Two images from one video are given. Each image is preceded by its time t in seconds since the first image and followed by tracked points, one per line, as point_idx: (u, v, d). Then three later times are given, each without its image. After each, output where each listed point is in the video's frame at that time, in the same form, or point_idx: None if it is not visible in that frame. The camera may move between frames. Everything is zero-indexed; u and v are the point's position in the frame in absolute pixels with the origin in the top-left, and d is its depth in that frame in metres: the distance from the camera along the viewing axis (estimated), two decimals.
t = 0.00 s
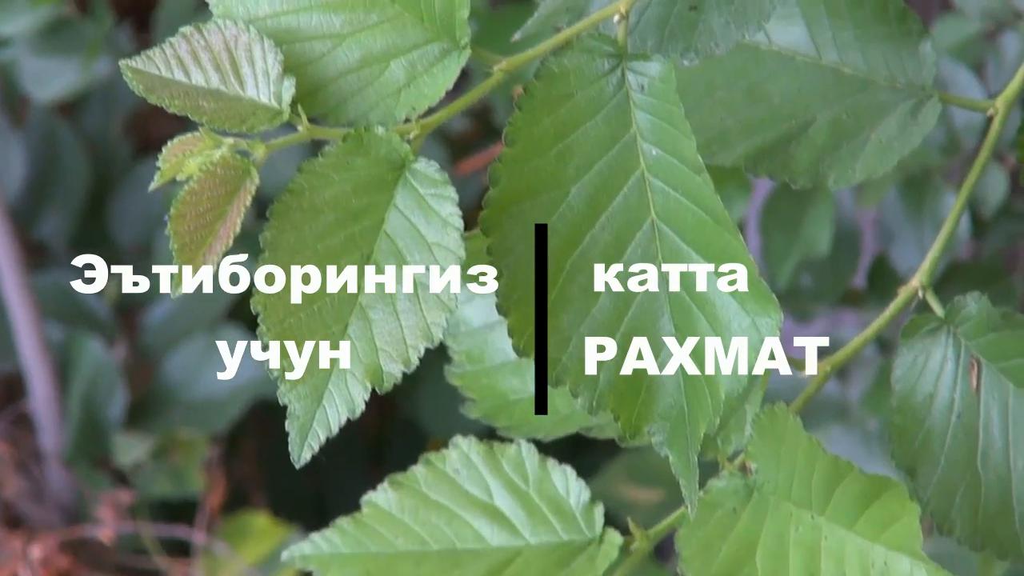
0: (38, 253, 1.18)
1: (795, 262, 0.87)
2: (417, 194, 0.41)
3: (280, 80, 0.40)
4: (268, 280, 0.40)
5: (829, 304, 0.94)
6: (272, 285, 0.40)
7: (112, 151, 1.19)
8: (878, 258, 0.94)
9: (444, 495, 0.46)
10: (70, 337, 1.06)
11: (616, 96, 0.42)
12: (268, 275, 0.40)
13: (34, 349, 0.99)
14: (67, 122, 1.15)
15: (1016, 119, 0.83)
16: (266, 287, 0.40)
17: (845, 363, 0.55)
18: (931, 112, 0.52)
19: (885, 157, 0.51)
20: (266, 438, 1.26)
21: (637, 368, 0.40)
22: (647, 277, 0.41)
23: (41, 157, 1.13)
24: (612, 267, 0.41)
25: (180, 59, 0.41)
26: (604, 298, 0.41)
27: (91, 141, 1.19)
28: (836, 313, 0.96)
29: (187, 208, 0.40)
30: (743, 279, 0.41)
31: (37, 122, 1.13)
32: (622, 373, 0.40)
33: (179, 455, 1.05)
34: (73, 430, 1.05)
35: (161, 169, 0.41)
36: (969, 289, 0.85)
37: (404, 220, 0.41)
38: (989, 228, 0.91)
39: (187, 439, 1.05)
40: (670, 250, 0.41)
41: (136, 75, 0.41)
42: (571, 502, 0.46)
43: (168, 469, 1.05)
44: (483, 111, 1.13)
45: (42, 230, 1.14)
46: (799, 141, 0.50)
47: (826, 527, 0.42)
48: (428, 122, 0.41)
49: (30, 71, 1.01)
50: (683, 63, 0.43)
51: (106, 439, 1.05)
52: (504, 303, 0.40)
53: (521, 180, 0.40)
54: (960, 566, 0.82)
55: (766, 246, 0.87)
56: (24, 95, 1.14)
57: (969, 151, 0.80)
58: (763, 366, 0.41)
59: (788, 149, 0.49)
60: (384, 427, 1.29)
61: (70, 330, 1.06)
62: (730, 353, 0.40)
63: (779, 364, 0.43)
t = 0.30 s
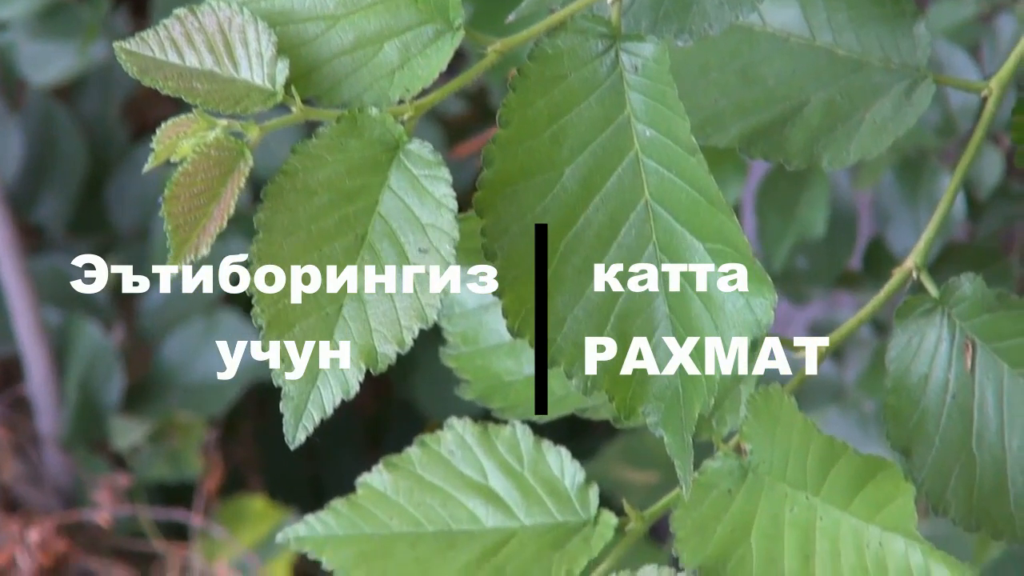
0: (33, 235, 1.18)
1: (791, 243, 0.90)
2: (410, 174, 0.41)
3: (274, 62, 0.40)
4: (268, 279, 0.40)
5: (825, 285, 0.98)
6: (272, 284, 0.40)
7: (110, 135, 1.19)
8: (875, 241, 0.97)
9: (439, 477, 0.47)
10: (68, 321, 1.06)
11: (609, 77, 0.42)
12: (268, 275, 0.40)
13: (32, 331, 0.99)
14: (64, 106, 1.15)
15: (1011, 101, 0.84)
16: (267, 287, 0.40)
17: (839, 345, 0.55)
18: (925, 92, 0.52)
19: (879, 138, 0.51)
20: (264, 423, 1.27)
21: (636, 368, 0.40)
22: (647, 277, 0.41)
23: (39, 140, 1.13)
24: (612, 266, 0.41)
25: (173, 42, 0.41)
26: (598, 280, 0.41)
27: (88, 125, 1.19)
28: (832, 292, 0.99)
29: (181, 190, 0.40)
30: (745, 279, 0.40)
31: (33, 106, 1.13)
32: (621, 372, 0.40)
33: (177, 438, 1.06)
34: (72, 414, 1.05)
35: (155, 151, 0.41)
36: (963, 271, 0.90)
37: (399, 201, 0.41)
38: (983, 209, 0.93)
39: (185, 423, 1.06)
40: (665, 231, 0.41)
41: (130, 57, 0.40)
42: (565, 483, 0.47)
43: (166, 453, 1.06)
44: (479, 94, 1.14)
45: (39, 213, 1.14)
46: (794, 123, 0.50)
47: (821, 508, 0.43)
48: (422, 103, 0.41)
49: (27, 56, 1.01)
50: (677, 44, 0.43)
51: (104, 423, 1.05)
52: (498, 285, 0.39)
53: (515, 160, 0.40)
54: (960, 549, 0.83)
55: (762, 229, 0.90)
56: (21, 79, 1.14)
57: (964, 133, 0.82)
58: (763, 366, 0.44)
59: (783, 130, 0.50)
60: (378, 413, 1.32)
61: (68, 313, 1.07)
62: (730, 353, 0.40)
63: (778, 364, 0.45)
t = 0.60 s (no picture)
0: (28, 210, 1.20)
1: (786, 216, 0.91)
2: (404, 146, 0.41)
3: (267, 32, 0.41)
4: (274, 279, 0.39)
5: (821, 259, 1.00)
6: (279, 284, 0.39)
7: (106, 110, 1.19)
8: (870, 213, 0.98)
9: (432, 449, 0.48)
10: (63, 297, 1.09)
11: (602, 48, 0.42)
12: (274, 274, 0.39)
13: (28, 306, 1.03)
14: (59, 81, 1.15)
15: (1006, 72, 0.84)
16: (273, 287, 0.39)
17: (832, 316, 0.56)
18: (918, 64, 0.52)
19: (875, 108, 0.51)
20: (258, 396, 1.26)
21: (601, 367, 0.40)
22: (622, 277, 0.40)
23: (34, 114, 1.14)
24: (586, 267, 0.40)
25: (165, 12, 0.41)
26: (591, 251, 0.40)
27: (85, 101, 1.19)
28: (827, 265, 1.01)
29: (173, 160, 0.40)
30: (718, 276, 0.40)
31: (28, 80, 1.13)
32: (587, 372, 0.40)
33: (173, 415, 1.07)
34: (68, 388, 1.08)
35: (148, 122, 0.41)
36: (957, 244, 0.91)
37: (392, 173, 0.41)
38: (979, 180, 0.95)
39: (181, 398, 1.07)
40: (658, 203, 0.41)
41: (121, 28, 0.40)
42: (560, 455, 0.48)
43: (163, 428, 1.07)
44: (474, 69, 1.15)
45: (37, 188, 1.17)
46: (787, 94, 0.50)
47: (814, 478, 0.45)
48: (415, 74, 0.41)
49: (22, 31, 1.02)
50: (670, 14, 0.43)
51: (100, 397, 1.08)
52: (492, 256, 0.40)
53: (508, 131, 0.40)
54: (956, 521, 0.83)
55: (759, 200, 0.91)
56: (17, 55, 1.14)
57: (959, 105, 0.83)
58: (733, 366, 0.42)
59: (776, 101, 0.50)
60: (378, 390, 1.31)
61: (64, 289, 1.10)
62: (698, 351, 0.40)
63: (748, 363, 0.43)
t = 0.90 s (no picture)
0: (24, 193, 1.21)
1: (784, 194, 0.90)
2: (397, 125, 0.41)
3: (260, 12, 0.41)
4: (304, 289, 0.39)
5: (817, 241, 1.01)
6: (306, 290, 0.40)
7: (102, 92, 1.19)
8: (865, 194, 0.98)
9: (426, 428, 0.48)
10: (60, 279, 1.09)
11: (595, 27, 0.42)
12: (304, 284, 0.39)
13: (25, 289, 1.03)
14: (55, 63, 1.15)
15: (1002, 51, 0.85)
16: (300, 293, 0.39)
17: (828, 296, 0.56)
18: (912, 44, 0.53)
19: (870, 88, 0.52)
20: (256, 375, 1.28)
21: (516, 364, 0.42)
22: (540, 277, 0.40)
23: (29, 97, 1.14)
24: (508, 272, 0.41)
25: None
26: (586, 230, 0.41)
27: (80, 83, 1.19)
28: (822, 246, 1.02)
29: (167, 139, 0.40)
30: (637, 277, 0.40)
31: (24, 63, 1.13)
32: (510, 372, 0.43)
33: (170, 396, 1.08)
34: (64, 370, 1.09)
35: (142, 101, 0.41)
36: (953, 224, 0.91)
37: (386, 152, 0.41)
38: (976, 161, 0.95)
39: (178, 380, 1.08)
40: (652, 181, 0.41)
41: (116, 9, 0.40)
42: (554, 434, 0.49)
43: (158, 411, 1.08)
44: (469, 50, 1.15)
45: (32, 171, 1.17)
46: (783, 73, 0.50)
47: (809, 458, 0.45)
48: (409, 53, 0.41)
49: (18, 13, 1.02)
50: None
51: (97, 379, 1.10)
52: (487, 235, 0.40)
53: (502, 110, 0.40)
54: (951, 500, 0.85)
55: (754, 182, 0.91)
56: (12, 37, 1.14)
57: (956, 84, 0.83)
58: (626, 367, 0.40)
59: (771, 81, 0.50)
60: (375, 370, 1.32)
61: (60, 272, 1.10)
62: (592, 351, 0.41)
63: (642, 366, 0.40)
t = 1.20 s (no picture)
0: (18, 170, 1.20)
1: (777, 168, 0.91)
2: (388, 96, 0.41)
3: None
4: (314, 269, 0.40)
5: (809, 215, 1.01)
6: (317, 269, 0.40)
7: (95, 70, 1.19)
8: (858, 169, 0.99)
9: (418, 400, 0.48)
10: (53, 256, 1.11)
11: None
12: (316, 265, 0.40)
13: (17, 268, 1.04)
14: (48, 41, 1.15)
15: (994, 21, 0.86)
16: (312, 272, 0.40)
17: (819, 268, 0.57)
18: (902, 15, 0.54)
19: (856, 63, 0.53)
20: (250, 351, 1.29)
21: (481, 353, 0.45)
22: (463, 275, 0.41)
23: (22, 73, 1.13)
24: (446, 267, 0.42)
25: None
26: (576, 199, 0.41)
27: (74, 60, 1.19)
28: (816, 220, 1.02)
29: (156, 111, 0.40)
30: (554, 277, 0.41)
31: (17, 40, 1.12)
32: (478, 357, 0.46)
33: (163, 371, 1.10)
34: (58, 347, 1.10)
35: (131, 74, 0.41)
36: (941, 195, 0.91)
37: (376, 123, 0.41)
38: (970, 138, 0.96)
39: (169, 354, 1.10)
40: (642, 151, 0.41)
41: None
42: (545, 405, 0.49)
43: (154, 387, 1.10)
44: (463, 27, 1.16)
45: (26, 148, 1.17)
46: (773, 44, 0.51)
47: (801, 428, 0.46)
48: (398, 25, 0.41)
49: None
50: None
51: (91, 355, 1.11)
52: (476, 206, 0.40)
53: (492, 81, 0.40)
54: (944, 472, 0.87)
55: (747, 156, 0.91)
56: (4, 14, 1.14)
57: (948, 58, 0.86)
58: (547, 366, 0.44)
59: (762, 52, 0.51)
60: (368, 345, 1.34)
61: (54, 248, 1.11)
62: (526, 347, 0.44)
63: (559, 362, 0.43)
